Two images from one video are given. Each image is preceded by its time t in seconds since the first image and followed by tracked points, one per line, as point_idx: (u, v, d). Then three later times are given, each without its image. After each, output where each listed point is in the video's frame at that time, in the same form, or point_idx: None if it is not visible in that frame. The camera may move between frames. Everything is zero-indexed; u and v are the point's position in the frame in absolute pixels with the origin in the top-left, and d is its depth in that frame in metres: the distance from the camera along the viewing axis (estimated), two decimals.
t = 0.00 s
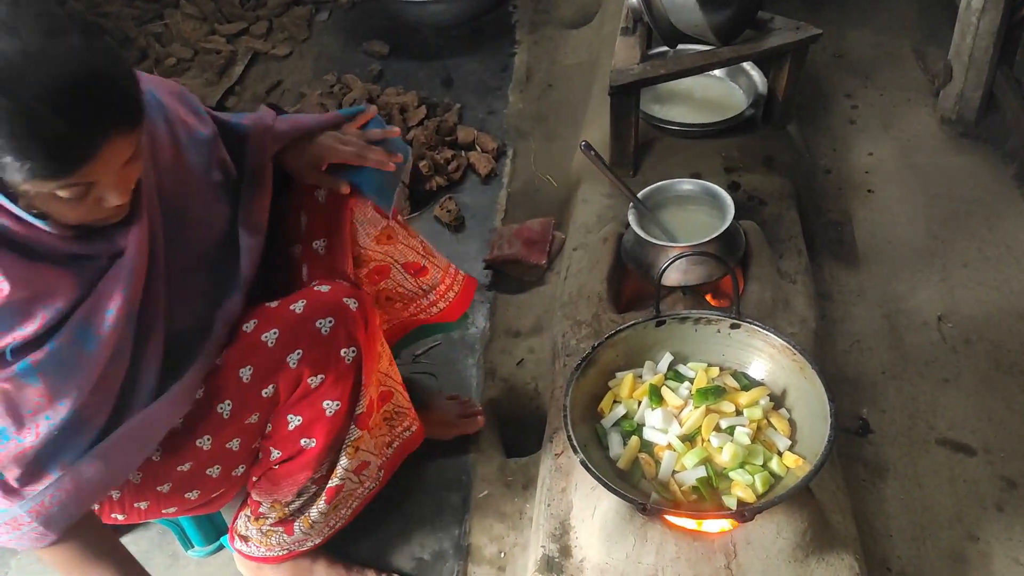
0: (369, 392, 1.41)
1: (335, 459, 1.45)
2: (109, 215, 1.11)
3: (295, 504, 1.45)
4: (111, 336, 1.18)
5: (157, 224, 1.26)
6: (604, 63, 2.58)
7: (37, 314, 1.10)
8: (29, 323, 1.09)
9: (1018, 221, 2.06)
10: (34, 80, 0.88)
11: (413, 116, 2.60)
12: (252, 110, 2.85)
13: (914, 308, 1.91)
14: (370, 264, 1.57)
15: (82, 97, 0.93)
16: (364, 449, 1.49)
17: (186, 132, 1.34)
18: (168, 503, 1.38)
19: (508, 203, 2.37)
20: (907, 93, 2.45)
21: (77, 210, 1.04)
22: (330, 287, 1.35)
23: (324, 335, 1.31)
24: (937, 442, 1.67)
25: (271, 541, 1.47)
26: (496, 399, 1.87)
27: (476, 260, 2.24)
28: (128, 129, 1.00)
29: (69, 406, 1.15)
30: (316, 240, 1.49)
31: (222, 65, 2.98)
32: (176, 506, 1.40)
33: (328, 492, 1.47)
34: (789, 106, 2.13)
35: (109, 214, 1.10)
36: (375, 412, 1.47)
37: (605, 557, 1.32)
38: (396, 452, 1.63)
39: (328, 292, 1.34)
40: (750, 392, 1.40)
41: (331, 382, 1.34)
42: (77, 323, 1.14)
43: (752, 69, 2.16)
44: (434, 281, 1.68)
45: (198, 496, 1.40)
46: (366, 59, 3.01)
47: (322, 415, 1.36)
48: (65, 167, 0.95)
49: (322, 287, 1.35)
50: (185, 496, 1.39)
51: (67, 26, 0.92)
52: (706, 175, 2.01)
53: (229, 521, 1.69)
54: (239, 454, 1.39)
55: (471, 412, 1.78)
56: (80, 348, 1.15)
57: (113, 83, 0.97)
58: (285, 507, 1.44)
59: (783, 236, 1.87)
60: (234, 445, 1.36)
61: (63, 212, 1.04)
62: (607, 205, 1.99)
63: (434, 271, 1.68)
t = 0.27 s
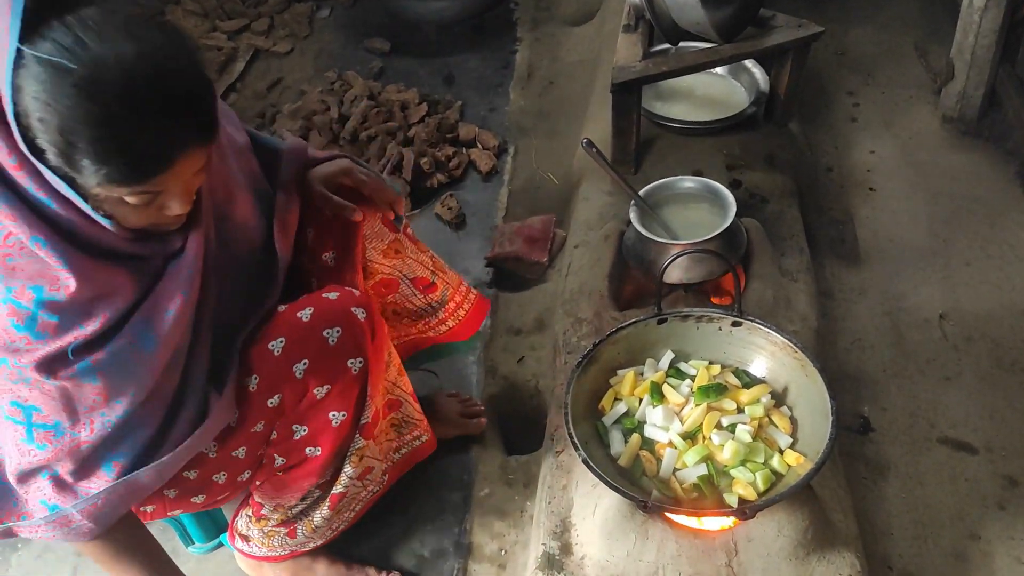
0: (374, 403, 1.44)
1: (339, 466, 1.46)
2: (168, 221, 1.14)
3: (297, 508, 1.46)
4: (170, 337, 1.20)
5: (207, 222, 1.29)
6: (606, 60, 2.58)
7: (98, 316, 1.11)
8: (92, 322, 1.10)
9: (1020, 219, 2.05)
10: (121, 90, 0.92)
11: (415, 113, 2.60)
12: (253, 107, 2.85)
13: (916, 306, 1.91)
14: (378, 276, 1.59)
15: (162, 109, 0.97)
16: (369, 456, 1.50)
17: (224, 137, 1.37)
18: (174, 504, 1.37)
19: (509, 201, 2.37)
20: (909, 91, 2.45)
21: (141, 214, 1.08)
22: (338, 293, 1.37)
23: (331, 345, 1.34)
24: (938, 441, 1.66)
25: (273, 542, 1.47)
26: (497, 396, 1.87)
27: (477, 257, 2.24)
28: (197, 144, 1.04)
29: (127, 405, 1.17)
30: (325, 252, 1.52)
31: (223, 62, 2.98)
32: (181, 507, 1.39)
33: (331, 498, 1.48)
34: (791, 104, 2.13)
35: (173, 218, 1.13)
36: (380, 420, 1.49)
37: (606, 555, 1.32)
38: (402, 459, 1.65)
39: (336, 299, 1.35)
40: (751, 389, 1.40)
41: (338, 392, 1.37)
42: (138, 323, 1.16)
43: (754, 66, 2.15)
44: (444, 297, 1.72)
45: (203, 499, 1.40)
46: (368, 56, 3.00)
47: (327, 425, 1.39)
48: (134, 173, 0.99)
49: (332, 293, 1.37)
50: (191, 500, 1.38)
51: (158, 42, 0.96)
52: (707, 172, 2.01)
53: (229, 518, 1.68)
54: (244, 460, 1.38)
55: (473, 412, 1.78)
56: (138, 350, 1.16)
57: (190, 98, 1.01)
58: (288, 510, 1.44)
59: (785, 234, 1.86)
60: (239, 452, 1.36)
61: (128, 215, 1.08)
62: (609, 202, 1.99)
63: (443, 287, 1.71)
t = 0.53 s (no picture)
0: (373, 425, 1.40)
1: (338, 484, 1.43)
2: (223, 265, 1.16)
3: (297, 519, 1.46)
4: (214, 366, 1.22)
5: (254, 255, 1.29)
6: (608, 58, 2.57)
7: (144, 353, 1.12)
8: (141, 355, 1.12)
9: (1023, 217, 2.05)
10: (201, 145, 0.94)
11: (417, 110, 2.60)
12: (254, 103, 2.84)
13: (918, 304, 1.90)
14: (387, 278, 1.56)
15: (237, 163, 0.99)
16: (368, 478, 1.46)
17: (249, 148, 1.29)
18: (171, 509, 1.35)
19: (511, 198, 2.36)
20: (912, 89, 2.45)
21: (202, 259, 1.10)
22: (344, 313, 1.35)
23: (331, 366, 1.32)
24: (940, 439, 1.66)
25: (272, 549, 1.48)
26: (499, 394, 1.87)
27: (479, 254, 2.24)
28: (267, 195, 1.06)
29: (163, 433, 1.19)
30: (338, 253, 1.51)
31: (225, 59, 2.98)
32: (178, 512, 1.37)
33: (329, 514, 1.45)
34: (794, 101, 2.12)
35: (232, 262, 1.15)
36: (381, 442, 1.44)
37: (607, 552, 1.32)
38: (407, 476, 1.60)
39: (340, 319, 1.34)
40: (753, 387, 1.40)
41: (337, 414, 1.34)
42: (185, 355, 1.18)
43: (756, 64, 2.15)
44: (450, 303, 1.68)
45: (200, 506, 1.38)
46: (369, 53, 3.00)
47: (325, 446, 1.35)
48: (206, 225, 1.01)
49: (337, 311, 1.35)
50: (189, 503, 1.35)
51: (237, 96, 0.98)
52: (709, 170, 2.01)
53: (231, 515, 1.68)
54: (242, 471, 1.36)
55: (474, 408, 1.78)
56: (182, 382, 1.18)
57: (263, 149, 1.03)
58: (287, 521, 1.45)
59: (787, 232, 1.86)
60: (236, 465, 1.34)
61: (188, 259, 1.10)
62: (611, 200, 1.99)
63: (451, 293, 1.67)
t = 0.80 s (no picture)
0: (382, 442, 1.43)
1: (344, 499, 1.45)
2: (276, 285, 1.12)
3: (301, 531, 1.43)
4: (260, 384, 1.22)
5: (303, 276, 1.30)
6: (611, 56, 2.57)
7: (195, 369, 1.11)
8: (192, 370, 1.11)
9: None
10: (262, 169, 0.91)
11: (420, 109, 2.60)
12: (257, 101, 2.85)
13: (921, 304, 1.90)
14: (398, 283, 1.58)
15: (299, 186, 0.95)
16: (375, 492, 1.50)
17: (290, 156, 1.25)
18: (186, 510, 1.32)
19: (514, 197, 2.36)
20: (915, 88, 2.44)
21: (254, 280, 1.07)
22: (358, 330, 1.41)
23: (345, 385, 1.34)
24: (943, 439, 1.66)
25: (275, 554, 1.48)
26: (501, 393, 1.87)
27: (481, 253, 2.24)
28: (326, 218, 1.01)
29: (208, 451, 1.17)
30: (356, 258, 1.44)
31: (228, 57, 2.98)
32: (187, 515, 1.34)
33: (333, 527, 1.47)
34: (797, 100, 2.12)
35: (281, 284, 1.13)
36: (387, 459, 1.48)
37: (609, 553, 1.33)
38: (411, 487, 1.64)
39: (354, 336, 1.39)
40: (756, 387, 1.40)
41: (348, 431, 1.36)
42: (235, 371, 1.18)
43: (760, 63, 2.14)
44: (461, 309, 1.69)
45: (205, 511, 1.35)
46: (372, 51, 3.00)
47: (335, 463, 1.37)
48: (265, 248, 0.97)
49: (351, 327, 1.40)
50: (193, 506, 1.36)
51: (299, 118, 0.94)
52: (712, 169, 2.00)
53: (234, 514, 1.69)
54: (248, 482, 1.34)
55: (477, 405, 1.79)
56: (227, 399, 1.17)
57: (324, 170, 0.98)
58: (290, 531, 1.43)
59: (791, 231, 1.86)
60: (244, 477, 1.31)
61: (242, 280, 1.06)
62: (614, 199, 1.99)
63: (462, 299, 1.68)
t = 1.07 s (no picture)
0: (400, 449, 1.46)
1: (357, 505, 1.46)
2: (325, 302, 1.12)
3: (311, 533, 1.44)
4: (332, 386, 1.25)
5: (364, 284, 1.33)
6: (615, 54, 2.57)
7: (269, 373, 1.16)
8: (265, 377, 1.15)
9: None
10: (307, 188, 0.91)
11: (424, 107, 2.60)
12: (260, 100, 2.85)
13: (926, 303, 1.90)
14: (410, 285, 1.56)
15: (343, 202, 0.94)
16: (387, 500, 1.49)
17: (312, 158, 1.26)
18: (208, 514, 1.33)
19: (518, 195, 2.37)
20: (920, 86, 2.43)
21: (303, 299, 1.06)
22: (380, 336, 1.44)
23: (369, 392, 1.42)
24: (948, 438, 1.66)
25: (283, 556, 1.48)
26: (505, 391, 1.87)
27: (485, 251, 2.24)
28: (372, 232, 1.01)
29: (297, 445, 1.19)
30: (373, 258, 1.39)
31: (232, 56, 2.98)
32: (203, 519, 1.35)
33: (345, 531, 1.48)
34: (802, 99, 2.12)
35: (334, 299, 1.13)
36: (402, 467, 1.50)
37: (615, 551, 1.32)
38: (418, 495, 1.63)
39: (377, 343, 1.43)
40: (761, 385, 1.40)
41: (367, 437, 1.41)
42: (305, 372, 1.21)
43: (765, 61, 2.14)
44: (474, 311, 1.65)
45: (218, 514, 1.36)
46: (376, 49, 3.00)
47: (353, 470, 1.40)
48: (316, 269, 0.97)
49: (374, 333, 1.44)
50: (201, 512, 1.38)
51: (338, 135, 0.94)
52: (717, 167, 2.00)
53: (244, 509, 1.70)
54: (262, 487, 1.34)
55: (482, 404, 1.79)
56: (307, 395, 1.20)
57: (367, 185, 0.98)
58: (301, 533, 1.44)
59: (795, 230, 1.86)
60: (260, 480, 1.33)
61: (293, 301, 1.07)
62: (618, 197, 1.99)
63: (474, 301, 1.64)
